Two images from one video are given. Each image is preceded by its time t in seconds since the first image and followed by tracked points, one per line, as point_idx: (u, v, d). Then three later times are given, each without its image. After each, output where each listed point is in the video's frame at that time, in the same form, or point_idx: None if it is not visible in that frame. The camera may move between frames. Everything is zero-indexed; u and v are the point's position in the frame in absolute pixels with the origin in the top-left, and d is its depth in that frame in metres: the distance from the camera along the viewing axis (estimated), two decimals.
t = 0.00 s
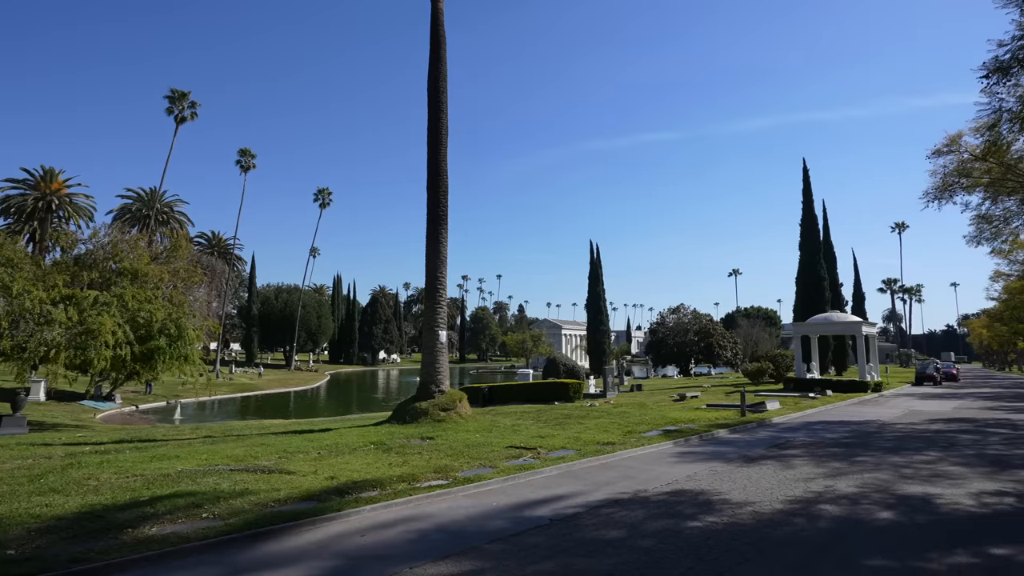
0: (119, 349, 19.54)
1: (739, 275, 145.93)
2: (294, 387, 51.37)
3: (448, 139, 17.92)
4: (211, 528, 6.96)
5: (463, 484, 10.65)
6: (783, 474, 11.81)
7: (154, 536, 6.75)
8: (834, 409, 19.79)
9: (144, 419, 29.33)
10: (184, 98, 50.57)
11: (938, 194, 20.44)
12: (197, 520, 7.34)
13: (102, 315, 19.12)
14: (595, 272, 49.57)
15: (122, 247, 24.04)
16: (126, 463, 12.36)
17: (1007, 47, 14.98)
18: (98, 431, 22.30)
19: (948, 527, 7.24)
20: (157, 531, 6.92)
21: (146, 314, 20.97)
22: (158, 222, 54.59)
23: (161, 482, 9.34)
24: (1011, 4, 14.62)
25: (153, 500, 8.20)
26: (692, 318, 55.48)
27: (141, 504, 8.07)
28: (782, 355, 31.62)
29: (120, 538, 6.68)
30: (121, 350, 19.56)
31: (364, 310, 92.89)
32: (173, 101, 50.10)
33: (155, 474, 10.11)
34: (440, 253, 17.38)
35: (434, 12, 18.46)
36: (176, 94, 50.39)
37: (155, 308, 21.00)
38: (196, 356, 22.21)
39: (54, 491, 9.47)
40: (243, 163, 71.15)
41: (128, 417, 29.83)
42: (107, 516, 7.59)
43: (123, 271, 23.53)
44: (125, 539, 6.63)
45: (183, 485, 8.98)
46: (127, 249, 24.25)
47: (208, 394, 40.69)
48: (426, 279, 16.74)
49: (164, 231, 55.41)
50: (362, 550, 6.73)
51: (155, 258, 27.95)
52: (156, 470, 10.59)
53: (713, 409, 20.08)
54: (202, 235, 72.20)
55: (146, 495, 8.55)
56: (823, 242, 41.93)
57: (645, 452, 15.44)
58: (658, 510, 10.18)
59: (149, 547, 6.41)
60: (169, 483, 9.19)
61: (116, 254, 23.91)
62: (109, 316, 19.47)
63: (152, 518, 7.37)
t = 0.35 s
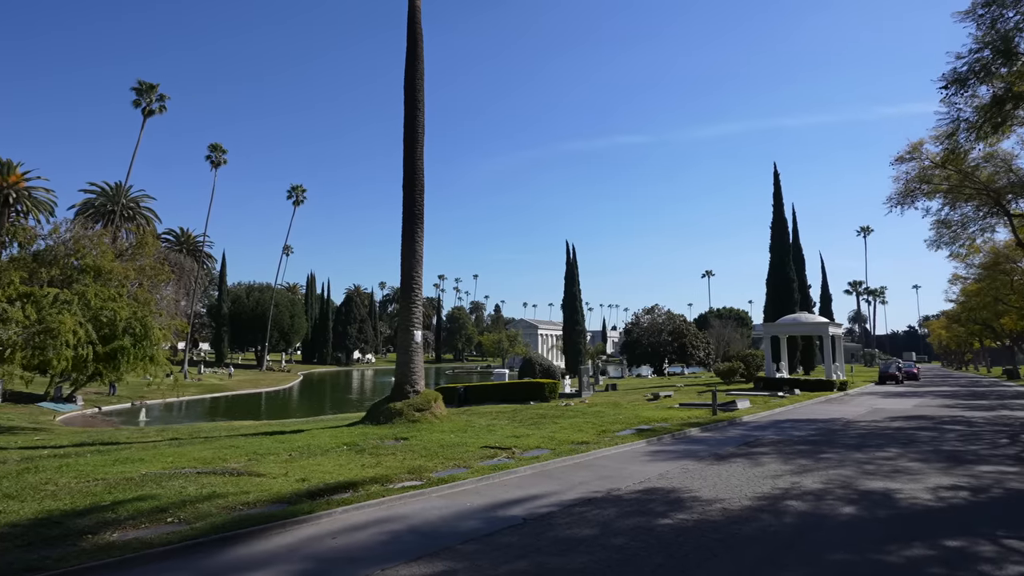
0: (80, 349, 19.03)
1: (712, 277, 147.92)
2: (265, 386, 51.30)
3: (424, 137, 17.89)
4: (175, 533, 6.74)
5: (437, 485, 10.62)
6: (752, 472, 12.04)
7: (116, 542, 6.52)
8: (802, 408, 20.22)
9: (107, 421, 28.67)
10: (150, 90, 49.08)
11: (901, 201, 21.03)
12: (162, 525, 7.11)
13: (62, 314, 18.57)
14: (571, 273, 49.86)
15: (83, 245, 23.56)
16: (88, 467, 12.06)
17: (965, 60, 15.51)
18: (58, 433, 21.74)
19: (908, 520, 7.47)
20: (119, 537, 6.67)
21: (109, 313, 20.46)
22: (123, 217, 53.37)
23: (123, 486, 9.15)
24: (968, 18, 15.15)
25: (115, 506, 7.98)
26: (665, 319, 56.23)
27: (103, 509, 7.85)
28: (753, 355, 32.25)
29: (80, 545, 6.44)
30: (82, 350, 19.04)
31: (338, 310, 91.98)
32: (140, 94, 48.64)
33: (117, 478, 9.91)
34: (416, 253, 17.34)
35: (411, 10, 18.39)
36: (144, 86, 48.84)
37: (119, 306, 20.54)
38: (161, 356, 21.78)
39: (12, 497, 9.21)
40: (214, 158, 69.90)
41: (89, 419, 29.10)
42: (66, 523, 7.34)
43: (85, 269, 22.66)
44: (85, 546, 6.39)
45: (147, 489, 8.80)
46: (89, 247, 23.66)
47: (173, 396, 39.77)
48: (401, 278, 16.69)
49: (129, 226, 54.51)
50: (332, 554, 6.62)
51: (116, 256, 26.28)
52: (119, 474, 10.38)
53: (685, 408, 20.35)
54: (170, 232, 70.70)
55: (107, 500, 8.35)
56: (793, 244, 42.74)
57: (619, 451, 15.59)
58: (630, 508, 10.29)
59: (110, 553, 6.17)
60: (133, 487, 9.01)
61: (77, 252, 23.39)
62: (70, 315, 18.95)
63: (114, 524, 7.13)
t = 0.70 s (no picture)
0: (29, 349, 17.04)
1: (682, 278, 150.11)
2: (230, 387, 50.66)
3: (396, 135, 17.80)
4: (132, 539, 6.52)
5: (407, 485, 10.56)
6: (718, 469, 12.27)
7: (68, 550, 6.29)
8: (766, 406, 20.66)
9: (60, 424, 27.69)
10: (111, 81, 47.09)
11: (860, 206, 21.67)
12: (118, 531, 6.89)
13: (10, 311, 16.68)
14: (543, 273, 50.04)
15: (38, 240, 21.44)
16: (41, 472, 11.69)
17: (920, 72, 16.05)
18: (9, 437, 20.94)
19: (864, 513, 7.71)
20: (71, 545, 6.43)
21: (64, 311, 18.54)
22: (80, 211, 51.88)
23: (77, 492, 8.92)
24: (923, 32, 15.68)
25: (68, 513, 7.74)
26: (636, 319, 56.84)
27: (55, 516, 7.60)
28: (720, 355, 33.09)
29: (30, 553, 6.19)
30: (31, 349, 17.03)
31: (307, 309, 90.74)
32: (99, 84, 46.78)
33: (70, 483, 9.64)
34: (387, 252, 17.27)
35: (383, 7, 18.27)
36: (104, 76, 46.95)
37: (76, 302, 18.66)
38: (121, 357, 19.84)
39: None
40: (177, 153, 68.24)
41: (41, 422, 28.09)
42: (16, 530, 7.08)
43: (37, 263, 20.54)
44: (36, 554, 6.15)
45: (102, 495, 8.57)
46: (43, 241, 21.54)
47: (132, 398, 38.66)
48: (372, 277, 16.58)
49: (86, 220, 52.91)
50: (296, 558, 6.52)
51: (74, 252, 23.94)
52: (72, 479, 10.10)
53: (654, 407, 20.62)
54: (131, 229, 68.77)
55: (60, 506, 8.11)
56: (759, 246, 43.59)
57: (589, 450, 15.73)
58: (599, 506, 10.40)
59: (63, 560, 5.94)
60: (87, 493, 8.78)
61: (30, 246, 21.26)
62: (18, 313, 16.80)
63: (67, 531, 6.88)
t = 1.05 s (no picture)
0: None
1: (657, 278, 151.66)
2: (200, 387, 50.29)
3: (373, 132, 17.67)
4: (94, 544, 6.36)
5: (382, 486, 10.47)
6: (691, 466, 12.41)
7: (26, 557, 6.10)
8: (738, 404, 20.95)
9: (21, 427, 26.85)
10: (76, 71, 45.68)
11: (829, 209, 22.07)
12: (80, 537, 6.71)
13: None
14: (521, 273, 50.09)
15: None
16: None
17: (885, 80, 16.41)
18: None
19: (831, 509, 7.86)
20: (29, 552, 6.25)
21: (23, 310, 17.87)
22: (40, 206, 50.41)
23: (37, 497, 8.68)
24: (889, 41, 16.03)
25: (26, 519, 7.51)
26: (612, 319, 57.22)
27: (12, 523, 7.38)
28: (694, 355, 33.47)
29: None
30: None
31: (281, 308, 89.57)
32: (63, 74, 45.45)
33: (30, 488, 9.38)
34: (362, 251, 17.11)
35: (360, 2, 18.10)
36: (69, 66, 45.69)
37: (35, 300, 18.05)
38: (84, 357, 19.26)
39: None
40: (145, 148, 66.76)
41: None
42: None
43: None
44: None
45: (63, 500, 8.35)
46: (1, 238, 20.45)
47: (98, 399, 37.73)
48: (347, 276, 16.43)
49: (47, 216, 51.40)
50: (266, 561, 6.42)
51: (34, 249, 23.20)
52: (32, 484, 9.83)
53: (629, 406, 20.76)
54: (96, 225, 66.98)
55: (18, 513, 7.88)
56: (732, 248, 44.16)
57: (565, 450, 15.77)
58: (574, 505, 10.45)
59: (20, 568, 5.75)
60: (47, 498, 8.55)
61: None
62: None
63: (27, 537, 6.67)
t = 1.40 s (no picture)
0: None
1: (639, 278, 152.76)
2: (175, 386, 49.91)
3: (355, 130, 17.55)
4: (64, 550, 6.23)
5: (363, 487, 10.39)
6: (671, 465, 12.48)
7: None
8: (718, 404, 21.13)
9: None
10: (48, 63, 44.78)
11: (806, 212, 22.33)
12: (50, 542, 6.57)
13: None
14: (504, 272, 50.09)
15: None
16: None
17: (861, 86, 16.63)
18: None
19: (807, 505, 7.96)
20: None
21: None
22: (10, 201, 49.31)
23: (5, 502, 8.49)
24: (864, 48, 16.26)
25: None
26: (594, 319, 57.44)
27: None
28: (674, 354, 33.71)
29: None
30: None
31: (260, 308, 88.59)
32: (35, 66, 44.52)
33: None
34: (344, 249, 16.99)
35: None
36: (41, 58, 44.80)
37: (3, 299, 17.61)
38: (54, 357, 18.82)
39: None
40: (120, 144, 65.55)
41: None
42: None
43: None
44: None
45: (33, 504, 8.17)
46: None
47: (70, 400, 37.03)
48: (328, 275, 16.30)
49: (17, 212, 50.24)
50: (243, 565, 6.34)
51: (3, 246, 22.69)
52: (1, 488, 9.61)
53: (611, 406, 20.85)
54: (69, 223, 65.57)
55: None
56: (712, 248, 44.55)
57: (547, 449, 15.79)
58: (556, 504, 10.46)
59: None
60: (16, 503, 8.37)
61: None
62: None
63: None
